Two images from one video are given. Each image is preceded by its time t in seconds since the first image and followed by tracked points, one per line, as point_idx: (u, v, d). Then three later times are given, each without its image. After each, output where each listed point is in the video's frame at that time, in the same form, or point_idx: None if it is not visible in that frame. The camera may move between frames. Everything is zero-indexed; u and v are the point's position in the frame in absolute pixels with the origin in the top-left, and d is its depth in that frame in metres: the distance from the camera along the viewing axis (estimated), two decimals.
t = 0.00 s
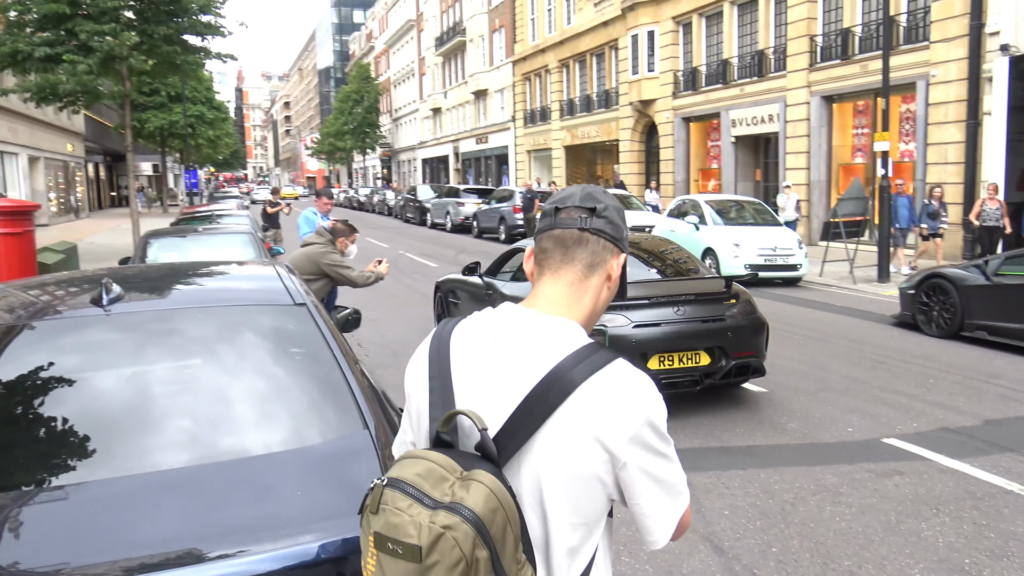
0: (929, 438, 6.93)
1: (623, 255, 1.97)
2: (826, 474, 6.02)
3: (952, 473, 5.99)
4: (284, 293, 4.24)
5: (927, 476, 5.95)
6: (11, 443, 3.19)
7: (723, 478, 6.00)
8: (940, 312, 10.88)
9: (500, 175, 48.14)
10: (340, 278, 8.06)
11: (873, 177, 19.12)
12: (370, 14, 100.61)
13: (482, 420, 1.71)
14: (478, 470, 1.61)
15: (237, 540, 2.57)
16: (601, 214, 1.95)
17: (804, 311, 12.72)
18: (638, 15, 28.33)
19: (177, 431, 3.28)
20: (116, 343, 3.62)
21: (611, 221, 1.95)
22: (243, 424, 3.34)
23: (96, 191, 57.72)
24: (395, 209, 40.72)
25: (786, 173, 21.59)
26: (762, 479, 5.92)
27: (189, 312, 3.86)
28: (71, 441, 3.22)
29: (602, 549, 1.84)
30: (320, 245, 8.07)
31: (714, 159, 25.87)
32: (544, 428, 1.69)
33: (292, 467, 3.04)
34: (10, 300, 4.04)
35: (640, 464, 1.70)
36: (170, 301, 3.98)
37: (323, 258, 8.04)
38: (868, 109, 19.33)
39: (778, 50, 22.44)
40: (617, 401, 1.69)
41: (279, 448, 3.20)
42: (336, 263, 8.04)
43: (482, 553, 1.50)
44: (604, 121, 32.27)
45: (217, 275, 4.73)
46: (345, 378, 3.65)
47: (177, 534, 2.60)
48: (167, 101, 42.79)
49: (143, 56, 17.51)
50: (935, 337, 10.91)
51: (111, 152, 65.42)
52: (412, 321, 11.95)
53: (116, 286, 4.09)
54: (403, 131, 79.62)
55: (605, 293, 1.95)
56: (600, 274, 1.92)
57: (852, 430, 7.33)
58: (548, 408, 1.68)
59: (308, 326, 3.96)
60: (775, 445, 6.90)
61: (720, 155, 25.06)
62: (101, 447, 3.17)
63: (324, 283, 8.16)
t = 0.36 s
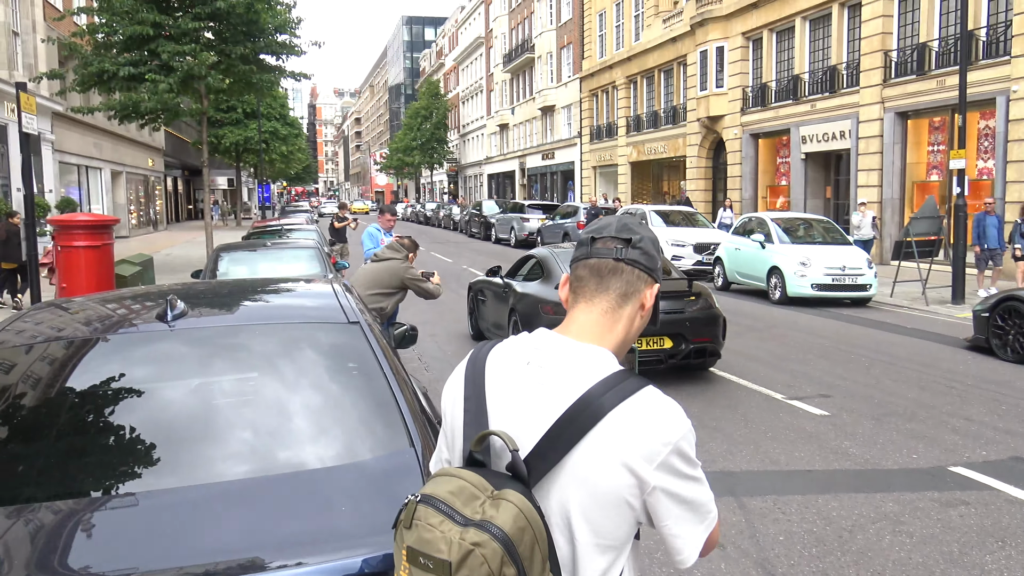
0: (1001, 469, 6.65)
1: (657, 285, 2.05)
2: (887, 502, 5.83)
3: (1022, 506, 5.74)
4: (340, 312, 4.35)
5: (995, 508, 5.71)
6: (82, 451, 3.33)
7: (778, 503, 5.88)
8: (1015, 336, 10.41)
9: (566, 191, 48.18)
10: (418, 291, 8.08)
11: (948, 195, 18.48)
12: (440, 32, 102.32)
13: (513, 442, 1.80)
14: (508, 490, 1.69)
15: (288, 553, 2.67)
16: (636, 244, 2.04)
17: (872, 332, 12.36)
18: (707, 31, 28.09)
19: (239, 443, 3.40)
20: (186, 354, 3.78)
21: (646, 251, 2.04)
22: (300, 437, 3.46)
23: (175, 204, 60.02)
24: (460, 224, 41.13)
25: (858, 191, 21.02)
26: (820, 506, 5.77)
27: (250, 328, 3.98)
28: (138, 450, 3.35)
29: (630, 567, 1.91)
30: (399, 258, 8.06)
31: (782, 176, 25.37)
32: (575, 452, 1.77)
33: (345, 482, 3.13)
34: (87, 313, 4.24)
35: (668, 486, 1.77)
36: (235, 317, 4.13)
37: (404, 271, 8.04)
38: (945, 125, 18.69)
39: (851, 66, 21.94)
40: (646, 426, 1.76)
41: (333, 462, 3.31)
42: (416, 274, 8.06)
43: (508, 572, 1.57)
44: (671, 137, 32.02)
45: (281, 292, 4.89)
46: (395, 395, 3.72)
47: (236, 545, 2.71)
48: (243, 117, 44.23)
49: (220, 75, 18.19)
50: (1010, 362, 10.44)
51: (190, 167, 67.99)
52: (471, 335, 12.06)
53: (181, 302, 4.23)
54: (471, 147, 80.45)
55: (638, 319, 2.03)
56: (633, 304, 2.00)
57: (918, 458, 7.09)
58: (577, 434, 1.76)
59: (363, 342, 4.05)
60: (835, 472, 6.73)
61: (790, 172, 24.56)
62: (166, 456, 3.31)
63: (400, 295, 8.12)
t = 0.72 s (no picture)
0: None
1: (675, 301, 2.10)
2: (921, 521, 5.71)
3: None
4: (368, 322, 4.41)
5: None
6: (117, 456, 3.41)
7: (810, 519, 5.80)
8: None
9: (601, 202, 48.12)
10: (458, 302, 8.16)
11: (992, 208, 18.06)
12: (478, 43, 103.08)
13: (528, 452, 1.84)
14: (521, 499, 1.73)
15: (314, 558, 2.71)
16: (655, 262, 2.10)
17: (910, 347, 12.13)
18: (745, 42, 27.90)
19: (270, 451, 3.46)
20: (220, 362, 3.85)
21: (664, 268, 2.10)
22: (329, 445, 3.51)
23: (215, 213, 61.16)
24: (496, 234, 41.27)
25: (898, 204, 20.66)
26: (852, 523, 5.68)
27: (282, 338, 4.05)
28: (172, 456, 3.42)
29: None
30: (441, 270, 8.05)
31: (821, 188, 25.06)
32: (589, 463, 1.80)
33: (372, 491, 3.17)
34: (127, 321, 4.35)
35: (680, 499, 1.80)
36: (268, 326, 4.21)
37: (447, 283, 8.06)
38: (988, 136, 18.28)
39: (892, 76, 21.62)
40: (661, 439, 1.78)
41: (360, 470, 3.36)
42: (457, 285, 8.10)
43: None
44: (707, 148, 31.83)
45: (315, 302, 4.96)
46: (421, 406, 3.75)
47: (265, 551, 2.75)
48: (283, 128, 44.96)
49: (260, 87, 18.54)
50: None
51: (231, 177, 69.17)
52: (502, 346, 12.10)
53: (214, 312, 4.34)
54: (508, 158, 80.75)
55: (655, 335, 2.09)
56: (651, 320, 2.06)
57: (956, 477, 6.94)
58: (591, 446, 1.79)
59: (392, 353, 4.10)
60: (870, 489, 6.61)
61: (828, 184, 24.26)
62: (199, 462, 3.38)
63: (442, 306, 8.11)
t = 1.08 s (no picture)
0: None
1: (680, 313, 2.12)
2: (934, 534, 5.66)
3: None
4: (378, 332, 4.43)
5: None
6: (127, 464, 3.43)
7: (822, 532, 5.75)
8: None
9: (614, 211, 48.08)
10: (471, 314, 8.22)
11: (1008, 218, 17.89)
12: (491, 53, 103.46)
13: (532, 461, 1.85)
14: (524, 509, 1.73)
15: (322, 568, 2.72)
16: (661, 274, 2.11)
17: (925, 357, 12.04)
18: (758, 51, 27.88)
19: (280, 460, 3.47)
20: (231, 371, 3.88)
21: (669, 280, 2.11)
22: (338, 454, 3.53)
23: (229, 222, 61.57)
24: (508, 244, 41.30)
25: (913, 214, 20.53)
26: (864, 535, 5.63)
27: (293, 346, 4.07)
28: (183, 464, 3.44)
29: None
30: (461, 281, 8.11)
31: (835, 198, 24.95)
32: (592, 474, 1.80)
33: (380, 500, 3.18)
34: (140, 329, 4.38)
35: (683, 509, 1.80)
36: (279, 335, 4.23)
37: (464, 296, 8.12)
38: (1004, 146, 18.15)
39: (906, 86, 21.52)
40: (663, 449, 1.78)
41: (369, 480, 3.36)
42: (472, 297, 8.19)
43: None
44: (721, 157, 31.77)
45: (326, 312, 4.99)
46: (430, 416, 3.76)
47: (274, 560, 2.76)
48: (297, 137, 45.22)
49: (275, 97, 18.68)
50: None
51: (245, 186, 69.60)
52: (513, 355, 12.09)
53: (225, 321, 4.36)
54: (521, 167, 80.87)
55: (660, 347, 2.10)
56: (656, 332, 2.08)
57: (969, 490, 6.86)
58: (595, 457, 1.80)
59: (401, 363, 4.11)
60: (882, 501, 6.55)
61: (842, 194, 24.14)
62: (210, 470, 3.40)
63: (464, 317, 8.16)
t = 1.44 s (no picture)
0: None
1: (695, 325, 2.11)
2: (944, 554, 5.61)
3: None
4: (388, 339, 4.43)
5: None
6: (135, 464, 3.43)
7: (830, 549, 5.70)
8: None
9: (625, 222, 48.05)
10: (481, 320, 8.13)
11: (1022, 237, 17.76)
12: (505, 61, 103.74)
13: (541, 475, 1.85)
14: (531, 521, 1.72)
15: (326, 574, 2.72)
16: (675, 287, 2.10)
17: (936, 375, 11.95)
18: (773, 65, 27.87)
19: (288, 466, 3.47)
20: (241, 374, 3.89)
21: (684, 294, 2.09)
22: (346, 461, 3.52)
23: (241, 224, 61.89)
24: (519, 252, 41.34)
25: (926, 231, 20.42)
26: (873, 554, 5.58)
27: (302, 352, 4.07)
28: (191, 467, 3.44)
29: None
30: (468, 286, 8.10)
31: (847, 213, 24.88)
32: (599, 490, 1.80)
33: (388, 508, 3.17)
34: (151, 331, 4.40)
35: (694, 525, 1.78)
36: (289, 340, 4.24)
37: (471, 300, 8.06)
38: (1019, 163, 18.05)
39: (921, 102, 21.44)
40: (673, 465, 1.77)
41: (376, 487, 3.35)
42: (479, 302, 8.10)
43: None
44: (734, 170, 31.73)
45: (337, 317, 4.99)
46: (437, 424, 3.75)
47: (280, 566, 2.75)
48: (310, 142, 45.47)
49: (289, 101, 18.78)
50: None
51: (257, 189, 69.92)
52: (521, 364, 12.08)
53: (236, 325, 4.38)
54: (533, 176, 80.99)
55: (674, 360, 2.09)
56: (670, 346, 2.07)
57: (980, 510, 6.79)
58: (602, 473, 1.79)
59: (411, 370, 4.11)
60: (892, 519, 6.49)
61: (855, 209, 24.06)
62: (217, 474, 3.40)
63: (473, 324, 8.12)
